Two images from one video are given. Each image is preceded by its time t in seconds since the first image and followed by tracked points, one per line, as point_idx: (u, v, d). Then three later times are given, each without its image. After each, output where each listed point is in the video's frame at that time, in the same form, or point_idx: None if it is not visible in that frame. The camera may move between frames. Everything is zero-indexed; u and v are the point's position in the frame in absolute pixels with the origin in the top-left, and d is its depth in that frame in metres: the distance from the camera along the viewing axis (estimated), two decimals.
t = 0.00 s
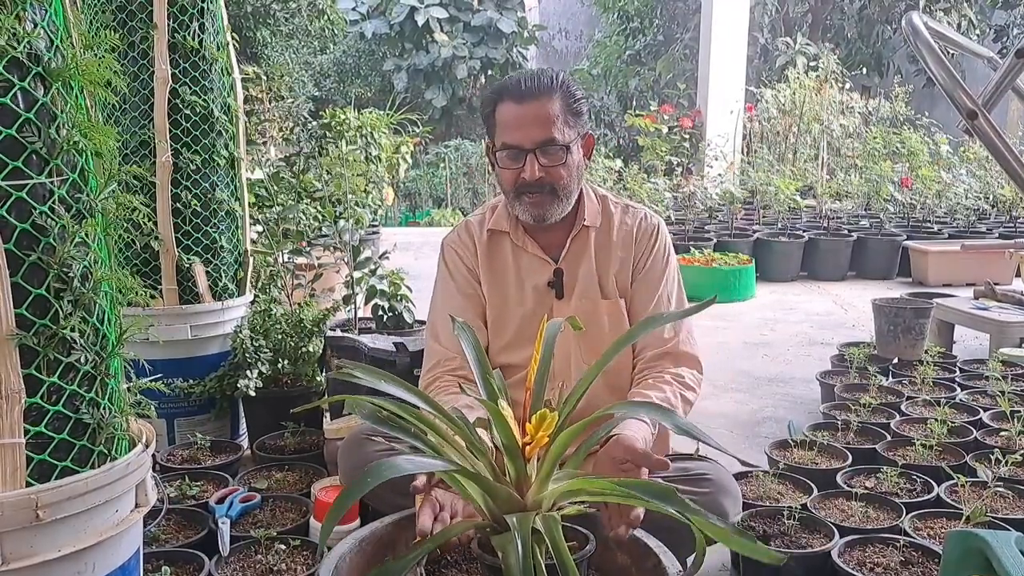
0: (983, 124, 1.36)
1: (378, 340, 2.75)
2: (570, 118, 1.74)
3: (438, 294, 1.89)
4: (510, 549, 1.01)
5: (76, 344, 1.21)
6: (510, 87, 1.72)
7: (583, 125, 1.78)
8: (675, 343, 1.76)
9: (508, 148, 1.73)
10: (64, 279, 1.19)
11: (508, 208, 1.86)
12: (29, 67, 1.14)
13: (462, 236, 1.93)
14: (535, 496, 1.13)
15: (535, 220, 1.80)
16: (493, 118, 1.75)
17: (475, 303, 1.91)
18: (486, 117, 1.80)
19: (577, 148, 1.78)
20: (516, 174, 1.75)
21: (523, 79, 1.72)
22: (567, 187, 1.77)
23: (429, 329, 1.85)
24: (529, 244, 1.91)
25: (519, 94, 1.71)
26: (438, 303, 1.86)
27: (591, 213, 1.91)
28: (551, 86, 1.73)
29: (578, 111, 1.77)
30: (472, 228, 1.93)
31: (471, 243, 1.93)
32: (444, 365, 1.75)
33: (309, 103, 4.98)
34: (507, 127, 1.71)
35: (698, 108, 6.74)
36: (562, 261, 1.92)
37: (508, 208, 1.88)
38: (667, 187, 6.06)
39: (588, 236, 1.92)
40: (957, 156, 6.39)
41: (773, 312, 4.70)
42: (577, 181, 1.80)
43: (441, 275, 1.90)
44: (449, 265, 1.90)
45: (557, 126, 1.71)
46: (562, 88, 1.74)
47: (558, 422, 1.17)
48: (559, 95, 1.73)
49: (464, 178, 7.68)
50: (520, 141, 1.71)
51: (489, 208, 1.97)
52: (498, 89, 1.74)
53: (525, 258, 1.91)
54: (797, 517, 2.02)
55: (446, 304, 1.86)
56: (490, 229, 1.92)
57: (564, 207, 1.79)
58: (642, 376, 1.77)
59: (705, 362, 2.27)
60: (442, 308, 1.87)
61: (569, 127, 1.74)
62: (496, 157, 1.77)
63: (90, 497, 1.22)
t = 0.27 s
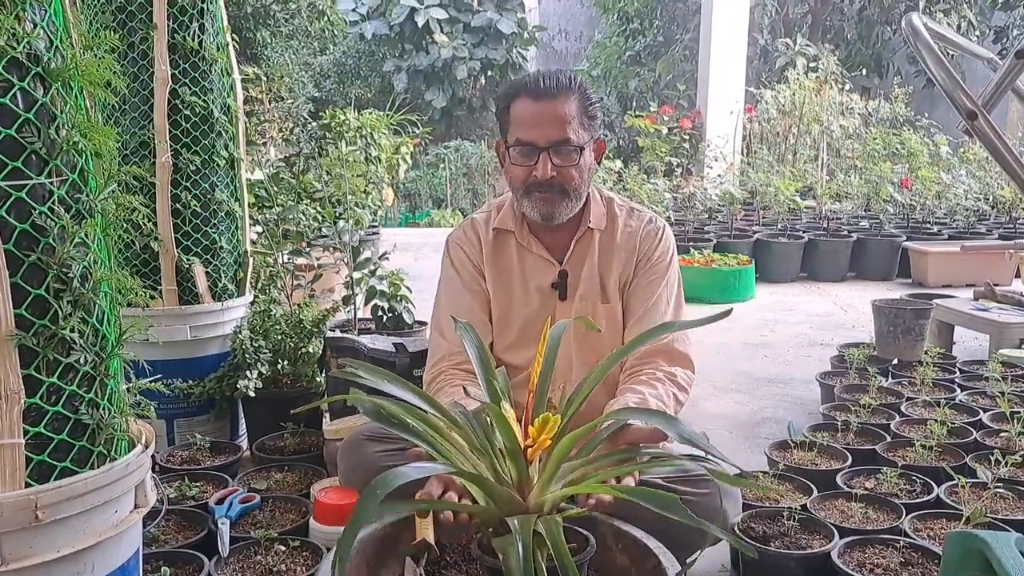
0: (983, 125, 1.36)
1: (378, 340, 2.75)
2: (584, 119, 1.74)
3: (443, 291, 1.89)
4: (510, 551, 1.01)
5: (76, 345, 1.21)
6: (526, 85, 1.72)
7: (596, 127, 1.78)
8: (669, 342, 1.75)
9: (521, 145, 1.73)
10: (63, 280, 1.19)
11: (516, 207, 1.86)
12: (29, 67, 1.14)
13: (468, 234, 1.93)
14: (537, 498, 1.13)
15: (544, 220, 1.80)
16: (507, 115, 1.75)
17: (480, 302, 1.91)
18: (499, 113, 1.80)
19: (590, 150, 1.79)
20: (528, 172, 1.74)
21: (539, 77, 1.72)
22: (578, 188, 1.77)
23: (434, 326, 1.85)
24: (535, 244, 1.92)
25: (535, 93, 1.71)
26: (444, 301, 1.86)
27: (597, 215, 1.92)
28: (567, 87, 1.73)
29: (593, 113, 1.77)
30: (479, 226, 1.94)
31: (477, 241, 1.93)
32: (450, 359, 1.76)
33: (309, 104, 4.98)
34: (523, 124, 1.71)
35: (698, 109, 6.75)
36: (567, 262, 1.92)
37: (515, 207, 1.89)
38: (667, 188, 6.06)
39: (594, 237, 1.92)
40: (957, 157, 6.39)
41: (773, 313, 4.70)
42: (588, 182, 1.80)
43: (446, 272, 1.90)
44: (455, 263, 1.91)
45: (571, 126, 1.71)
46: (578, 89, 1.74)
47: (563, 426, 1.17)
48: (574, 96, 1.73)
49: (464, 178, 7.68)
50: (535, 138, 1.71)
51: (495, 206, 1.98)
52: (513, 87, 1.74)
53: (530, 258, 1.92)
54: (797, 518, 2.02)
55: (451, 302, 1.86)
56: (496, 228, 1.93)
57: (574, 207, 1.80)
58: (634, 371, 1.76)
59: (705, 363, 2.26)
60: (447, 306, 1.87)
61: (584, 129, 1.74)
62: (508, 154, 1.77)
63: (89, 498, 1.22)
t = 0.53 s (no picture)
0: (982, 126, 1.36)
1: (378, 341, 2.75)
2: (593, 121, 1.74)
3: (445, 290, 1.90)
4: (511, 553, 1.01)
5: (76, 346, 1.21)
6: (536, 86, 1.72)
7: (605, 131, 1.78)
8: (674, 344, 1.77)
9: (529, 145, 1.72)
10: (63, 281, 1.19)
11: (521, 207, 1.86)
12: (29, 69, 1.15)
13: (471, 234, 1.94)
14: (539, 501, 1.13)
15: (550, 220, 1.80)
16: (516, 115, 1.75)
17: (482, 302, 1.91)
18: (507, 113, 1.80)
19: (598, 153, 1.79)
20: (536, 172, 1.74)
21: (549, 79, 1.72)
22: (586, 190, 1.77)
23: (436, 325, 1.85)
24: (538, 245, 1.92)
25: (546, 93, 1.71)
26: (446, 301, 1.86)
27: (601, 217, 1.92)
28: (577, 88, 1.73)
29: (602, 116, 1.77)
30: (483, 225, 1.94)
31: (480, 240, 1.93)
32: (449, 358, 1.77)
33: (309, 105, 4.98)
34: (532, 125, 1.70)
35: (698, 110, 6.77)
36: (570, 263, 1.93)
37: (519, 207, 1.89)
38: (667, 189, 6.07)
39: (597, 239, 1.92)
40: (956, 159, 6.39)
41: (773, 314, 4.70)
42: (595, 184, 1.80)
43: (449, 272, 1.90)
44: (458, 263, 1.91)
45: (581, 128, 1.71)
46: (587, 92, 1.74)
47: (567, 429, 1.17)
48: (584, 99, 1.73)
49: (463, 179, 7.69)
50: (545, 139, 1.70)
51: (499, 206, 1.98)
52: (523, 87, 1.74)
53: (533, 258, 1.93)
54: (797, 519, 2.02)
55: (453, 302, 1.87)
56: (499, 229, 1.93)
57: (580, 209, 1.80)
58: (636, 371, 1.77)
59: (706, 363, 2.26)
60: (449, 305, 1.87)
61: (593, 131, 1.74)
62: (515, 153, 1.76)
63: (89, 499, 1.22)
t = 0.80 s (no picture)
0: (982, 127, 1.36)
1: (377, 342, 2.75)
2: (598, 122, 1.74)
3: (445, 290, 1.89)
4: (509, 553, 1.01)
5: (75, 346, 1.21)
6: (541, 86, 1.72)
7: (608, 132, 1.79)
8: (680, 343, 1.76)
9: (534, 145, 1.73)
10: (63, 281, 1.19)
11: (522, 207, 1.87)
12: (28, 69, 1.15)
13: (472, 234, 1.94)
14: (538, 501, 1.13)
15: (552, 220, 1.81)
16: (520, 115, 1.75)
17: (482, 302, 1.91)
18: (511, 113, 1.80)
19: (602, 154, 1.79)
20: (539, 172, 1.74)
21: (554, 79, 1.72)
22: (588, 190, 1.77)
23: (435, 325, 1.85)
24: (539, 246, 1.92)
25: (551, 93, 1.71)
26: (446, 301, 1.86)
27: (603, 219, 1.93)
28: (582, 89, 1.73)
29: (606, 117, 1.77)
30: (483, 226, 1.94)
31: (480, 241, 1.94)
32: (446, 359, 1.77)
33: (308, 105, 4.98)
34: (537, 124, 1.71)
35: (697, 111, 6.80)
36: (572, 264, 1.93)
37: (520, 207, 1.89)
38: (667, 190, 6.07)
39: (599, 240, 1.92)
40: (956, 160, 6.39)
41: (772, 315, 4.70)
42: (598, 185, 1.81)
43: (449, 272, 1.90)
44: (457, 263, 1.91)
45: (585, 128, 1.71)
46: (592, 93, 1.74)
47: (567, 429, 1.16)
48: (589, 100, 1.73)
49: (463, 180, 7.69)
50: (550, 139, 1.71)
51: (499, 207, 1.98)
52: (528, 88, 1.74)
53: (534, 259, 1.92)
54: (796, 520, 2.02)
55: (453, 302, 1.86)
56: (500, 229, 1.93)
57: (583, 209, 1.80)
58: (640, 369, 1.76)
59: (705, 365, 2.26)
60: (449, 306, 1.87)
61: (597, 132, 1.74)
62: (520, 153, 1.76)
63: (88, 500, 1.22)
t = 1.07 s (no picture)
0: (981, 129, 1.36)
1: (377, 343, 2.75)
2: (600, 124, 1.74)
3: (445, 291, 1.89)
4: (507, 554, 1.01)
5: (74, 347, 1.21)
6: (543, 87, 1.72)
7: (610, 134, 1.78)
8: (682, 348, 1.76)
9: (535, 146, 1.72)
10: (62, 282, 1.19)
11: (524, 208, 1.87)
12: (28, 70, 1.15)
13: (472, 235, 1.94)
14: (536, 501, 1.13)
15: (553, 222, 1.80)
16: (522, 116, 1.75)
17: (482, 302, 1.91)
18: (513, 113, 1.80)
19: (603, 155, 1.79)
20: (541, 173, 1.74)
21: (556, 80, 1.72)
22: (589, 192, 1.77)
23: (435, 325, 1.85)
24: (540, 246, 1.92)
25: (553, 95, 1.71)
26: (446, 301, 1.86)
27: (604, 220, 1.92)
28: (584, 90, 1.73)
29: (608, 119, 1.77)
30: (484, 226, 1.94)
31: (481, 241, 1.93)
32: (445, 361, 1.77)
33: (309, 106, 4.98)
34: (538, 126, 1.71)
35: (697, 112, 6.81)
36: (573, 264, 1.92)
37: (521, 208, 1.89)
38: (667, 192, 6.07)
39: (600, 241, 1.92)
40: (956, 161, 6.39)
41: (772, 316, 4.70)
42: (600, 186, 1.80)
43: (450, 272, 1.90)
44: (458, 263, 1.91)
45: (587, 130, 1.71)
46: (595, 95, 1.74)
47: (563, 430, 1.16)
48: (591, 101, 1.73)
49: (463, 181, 7.69)
50: (551, 140, 1.70)
51: (501, 207, 1.98)
52: (530, 89, 1.74)
53: (535, 260, 1.92)
54: (795, 521, 2.02)
55: (453, 302, 1.86)
56: (501, 229, 1.93)
57: (584, 210, 1.80)
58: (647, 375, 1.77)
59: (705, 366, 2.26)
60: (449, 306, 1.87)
61: (599, 134, 1.74)
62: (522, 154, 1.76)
63: (87, 500, 1.22)
